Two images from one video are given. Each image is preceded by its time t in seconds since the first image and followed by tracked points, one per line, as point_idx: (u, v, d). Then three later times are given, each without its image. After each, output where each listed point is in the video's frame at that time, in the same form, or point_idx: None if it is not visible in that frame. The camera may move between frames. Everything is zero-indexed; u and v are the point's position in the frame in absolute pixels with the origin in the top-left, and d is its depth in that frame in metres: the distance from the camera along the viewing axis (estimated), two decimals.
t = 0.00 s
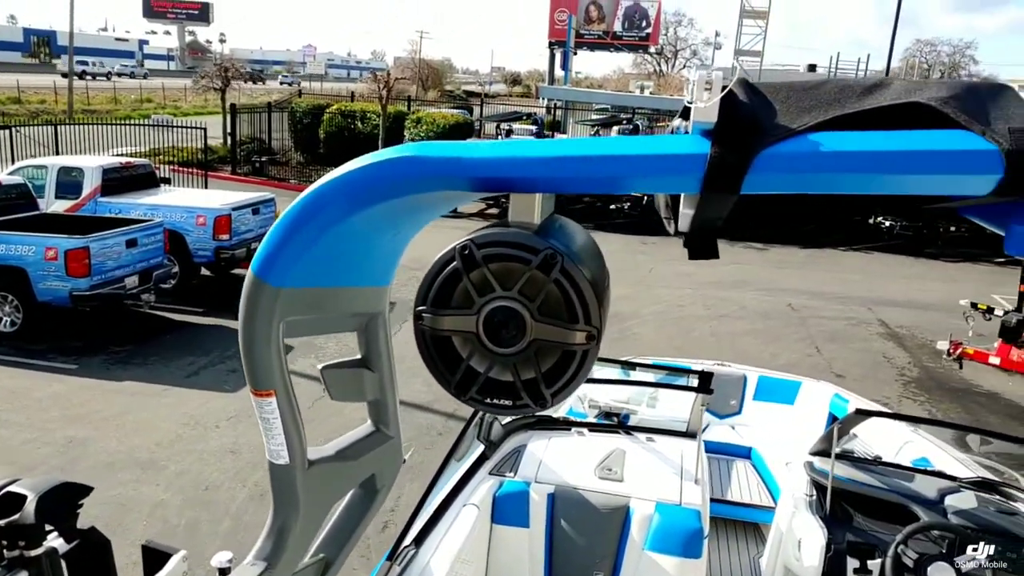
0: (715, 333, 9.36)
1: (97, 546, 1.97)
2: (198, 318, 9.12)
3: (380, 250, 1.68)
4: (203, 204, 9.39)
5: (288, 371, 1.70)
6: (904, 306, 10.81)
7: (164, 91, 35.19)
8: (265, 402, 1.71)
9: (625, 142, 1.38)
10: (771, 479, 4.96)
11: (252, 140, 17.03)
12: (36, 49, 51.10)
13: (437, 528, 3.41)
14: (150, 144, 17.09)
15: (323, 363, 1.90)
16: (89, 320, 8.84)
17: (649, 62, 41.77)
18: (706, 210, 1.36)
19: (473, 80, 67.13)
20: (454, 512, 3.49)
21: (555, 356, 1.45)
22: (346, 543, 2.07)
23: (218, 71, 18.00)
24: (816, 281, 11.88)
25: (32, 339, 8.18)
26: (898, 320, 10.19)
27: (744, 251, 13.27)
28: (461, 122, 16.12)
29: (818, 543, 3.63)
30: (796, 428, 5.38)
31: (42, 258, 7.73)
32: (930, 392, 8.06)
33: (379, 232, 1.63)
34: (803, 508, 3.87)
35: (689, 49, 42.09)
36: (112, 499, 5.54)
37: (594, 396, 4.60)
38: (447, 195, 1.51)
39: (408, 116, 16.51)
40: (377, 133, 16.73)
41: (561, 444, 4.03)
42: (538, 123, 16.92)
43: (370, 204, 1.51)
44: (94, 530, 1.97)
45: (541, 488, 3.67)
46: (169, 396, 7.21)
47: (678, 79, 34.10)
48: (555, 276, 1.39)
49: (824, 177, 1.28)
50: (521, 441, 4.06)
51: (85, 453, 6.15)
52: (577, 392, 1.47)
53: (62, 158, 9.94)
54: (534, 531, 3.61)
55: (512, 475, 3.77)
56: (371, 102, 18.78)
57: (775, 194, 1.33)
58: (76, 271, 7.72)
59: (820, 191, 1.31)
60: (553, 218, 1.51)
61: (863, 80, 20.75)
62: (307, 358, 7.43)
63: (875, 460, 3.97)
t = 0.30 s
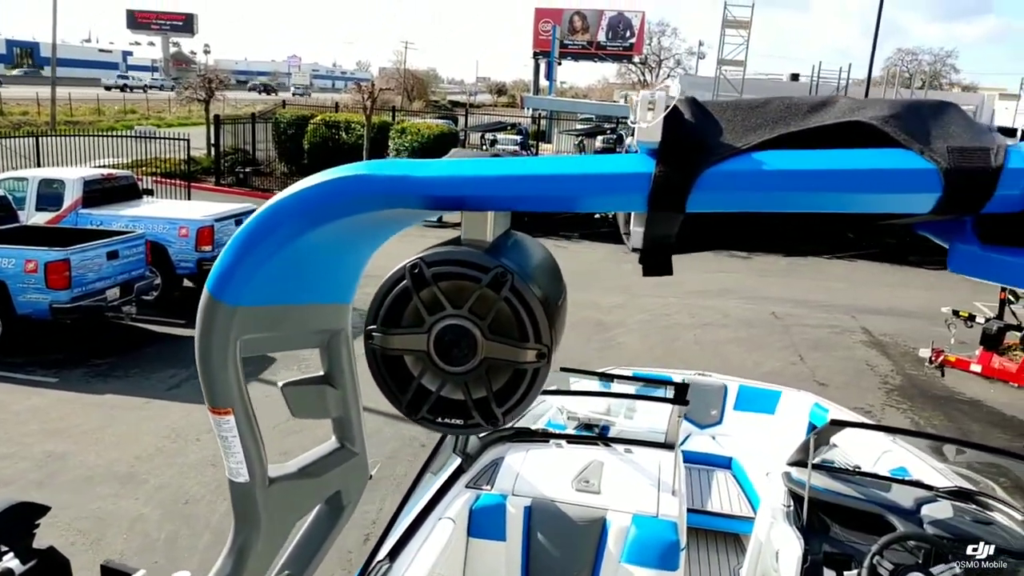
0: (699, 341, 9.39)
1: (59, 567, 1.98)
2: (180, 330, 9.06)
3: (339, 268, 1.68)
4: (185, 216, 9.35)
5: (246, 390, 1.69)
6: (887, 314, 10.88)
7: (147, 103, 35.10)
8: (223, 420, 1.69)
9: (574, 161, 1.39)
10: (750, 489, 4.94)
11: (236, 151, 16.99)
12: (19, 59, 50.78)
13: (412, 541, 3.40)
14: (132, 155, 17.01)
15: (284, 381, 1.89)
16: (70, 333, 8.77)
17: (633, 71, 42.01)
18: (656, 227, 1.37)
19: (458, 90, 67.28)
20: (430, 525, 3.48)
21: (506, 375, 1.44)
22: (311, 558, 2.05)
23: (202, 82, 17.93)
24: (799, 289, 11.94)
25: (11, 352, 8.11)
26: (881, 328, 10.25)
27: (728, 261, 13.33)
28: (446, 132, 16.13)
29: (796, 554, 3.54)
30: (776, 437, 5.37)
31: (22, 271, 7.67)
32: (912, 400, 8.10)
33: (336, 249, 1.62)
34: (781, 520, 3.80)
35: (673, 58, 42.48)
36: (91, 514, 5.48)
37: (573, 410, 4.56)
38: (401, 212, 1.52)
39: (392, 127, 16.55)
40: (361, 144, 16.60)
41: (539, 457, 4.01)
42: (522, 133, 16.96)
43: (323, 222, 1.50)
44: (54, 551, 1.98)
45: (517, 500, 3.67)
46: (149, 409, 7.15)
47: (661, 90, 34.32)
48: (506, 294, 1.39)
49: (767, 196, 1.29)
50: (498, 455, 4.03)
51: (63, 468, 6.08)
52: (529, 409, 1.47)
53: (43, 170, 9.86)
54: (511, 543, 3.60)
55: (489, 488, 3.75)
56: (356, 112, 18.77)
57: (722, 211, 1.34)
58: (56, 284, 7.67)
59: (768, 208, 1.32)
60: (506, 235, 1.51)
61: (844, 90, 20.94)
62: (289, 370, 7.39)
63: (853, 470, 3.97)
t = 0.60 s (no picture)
0: (683, 354, 9.40)
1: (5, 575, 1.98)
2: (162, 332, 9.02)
3: (292, 280, 1.69)
4: (171, 218, 9.33)
5: (195, 398, 1.68)
6: (870, 330, 10.93)
7: (139, 104, 35.04)
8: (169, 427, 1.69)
9: (514, 176, 1.43)
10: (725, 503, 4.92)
11: (225, 154, 16.96)
12: (9, 57, 50.49)
13: (378, 552, 3.40)
14: (121, 156, 16.94)
15: (238, 389, 1.88)
16: (51, 333, 8.71)
17: (625, 83, 42.27)
18: (597, 243, 1.40)
19: (451, 98, 67.43)
20: (397, 535, 3.47)
21: (445, 387, 1.45)
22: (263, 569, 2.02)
23: (193, 85, 17.90)
24: (783, 304, 11.99)
25: None
26: (865, 344, 10.28)
27: (714, 274, 13.38)
28: (436, 140, 16.14)
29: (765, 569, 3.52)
30: (753, 449, 5.37)
31: (3, 270, 7.63)
32: (894, 417, 8.12)
33: (285, 261, 1.65)
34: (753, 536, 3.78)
35: (664, 72, 42.82)
36: (64, 518, 5.43)
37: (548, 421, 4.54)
38: (348, 222, 1.55)
39: (382, 134, 16.60)
40: (351, 149, 16.76)
41: (510, 468, 4.01)
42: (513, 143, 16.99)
43: (273, 229, 1.54)
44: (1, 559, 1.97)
45: (487, 512, 3.64)
46: (127, 412, 7.10)
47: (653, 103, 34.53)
48: (445, 305, 1.40)
49: (703, 213, 1.33)
50: (469, 466, 4.02)
51: (38, 470, 6.03)
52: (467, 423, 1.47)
53: (29, 168, 9.82)
54: (479, 556, 3.59)
55: (459, 498, 3.74)
56: (347, 118, 18.78)
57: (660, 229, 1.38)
58: (38, 284, 7.63)
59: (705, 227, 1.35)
60: (455, 249, 1.55)
61: (832, 107, 21.14)
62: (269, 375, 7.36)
63: (826, 487, 3.96)
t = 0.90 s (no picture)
0: (670, 364, 9.40)
1: None
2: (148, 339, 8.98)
3: (235, 285, 1.73)
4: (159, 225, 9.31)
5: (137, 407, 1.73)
6: (857, 341, 10.95)
7: (131, 113, 35.06)
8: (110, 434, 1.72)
9: (443, 185, 1.48)
10: (705, 514, 4.89)
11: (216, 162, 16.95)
12: (4, 64, 50.46)
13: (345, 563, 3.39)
14: (111, 164, 16.91)
15: (184, 396, 1.86)
16: (36, 340, 8.66)
17: (618, 96, 42.46)
18: (529, 251, 1.45)
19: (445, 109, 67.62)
20: (366, 546, 3.46)
21: (375, 397, 1.44)
22: None
23: (184, 93, 17.92)
24: (772, 314, 12.00)
25: None
26: (853, 356, 10.29)
27: (703, 284, 13.41)
28: (427, 149, 16.18)
29: None
30: (732, 460, 5.35)
31: None
32: (880, 429, 8.11)
33: (229, 265, 1.69)
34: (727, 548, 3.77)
35: (657, 84, 43.03)
36: (43, 526, 5.38)
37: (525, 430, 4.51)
38: (283, 229, 1.58)
39: (372, 144, 16.66)
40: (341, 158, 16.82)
41: (485, 477, 3.98)
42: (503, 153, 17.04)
43: (208, 236, 1.57)
44: None
45: (459, 522, 3.61)
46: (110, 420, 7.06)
47: (644, 115, 34.69)
48: (372, 312, 1.40)
49: (627, 223, 1.38)
50: (443, 475, 3.99)
51: (18, 478, 5.98)
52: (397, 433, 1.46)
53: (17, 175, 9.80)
54: (450, 567, 3.58)
55: (431, 509, 3.72)
56: (338, 127, 18.81)
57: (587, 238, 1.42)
58: (23, 290, 7.62)
59: (630, 235, 1.40)
60: (391, 255, 1.59)
61: (821, 120, 21.29)
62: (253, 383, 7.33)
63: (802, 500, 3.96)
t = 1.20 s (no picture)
0: (658, 377, 9.38)
1: None
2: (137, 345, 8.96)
3: (184, 287, 1.76)
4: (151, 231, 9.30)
5: (84, 410, 1.75)
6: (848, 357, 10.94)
7: (128, 119, 35.14)
8: (57, 437, 1.75)
9: (376, 192, 1.50)
10: (684, 526, 4.85)
11: (211, 170, 16.98)
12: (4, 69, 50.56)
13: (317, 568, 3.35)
14: (106, 169, 16.92)
15: (137, 400, 1.87)
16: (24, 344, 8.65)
17: (614, 109, 42.71)
18: (462, 257, 1.46)
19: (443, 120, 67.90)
20: (339, 552, 3.43)
21: (306, 403, 1.44)
22: None
23: (181, 100, 17.97)
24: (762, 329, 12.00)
25: None
26: (842, 371, 10.28)
27: (694, 297, 13.41)
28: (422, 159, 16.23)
29: None
30: (714, 473, 5.35)
31: None
32: (868, 445, 8.07)
33: (177, 269, 1.73)
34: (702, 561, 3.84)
35: (654, 99, 43.27)
36: (22, 532, 5.35)
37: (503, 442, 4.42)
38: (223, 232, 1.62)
39: (368, 153, 16.70)
40: (336, 167, 16.87)
41: (459, 488, 4.00)
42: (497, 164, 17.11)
43: (149, 237, 1.62)
44: None
45: (432, 532, 3.61)
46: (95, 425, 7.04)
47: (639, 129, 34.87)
48: (302, 318, 1.40)
49: (553, 231, 1.39)
50: (418, 486, 4.05)
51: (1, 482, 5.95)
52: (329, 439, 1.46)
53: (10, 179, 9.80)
54: None
55: (405, 519, 3.72)
56: (333, 136, 18.87)
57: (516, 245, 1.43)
58: (11, 294, 7.60)
59: (560, 243, 1.41)
60: (332, 261, 1.59)
61: (814, 136, 21.41)
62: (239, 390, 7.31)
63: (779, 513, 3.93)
